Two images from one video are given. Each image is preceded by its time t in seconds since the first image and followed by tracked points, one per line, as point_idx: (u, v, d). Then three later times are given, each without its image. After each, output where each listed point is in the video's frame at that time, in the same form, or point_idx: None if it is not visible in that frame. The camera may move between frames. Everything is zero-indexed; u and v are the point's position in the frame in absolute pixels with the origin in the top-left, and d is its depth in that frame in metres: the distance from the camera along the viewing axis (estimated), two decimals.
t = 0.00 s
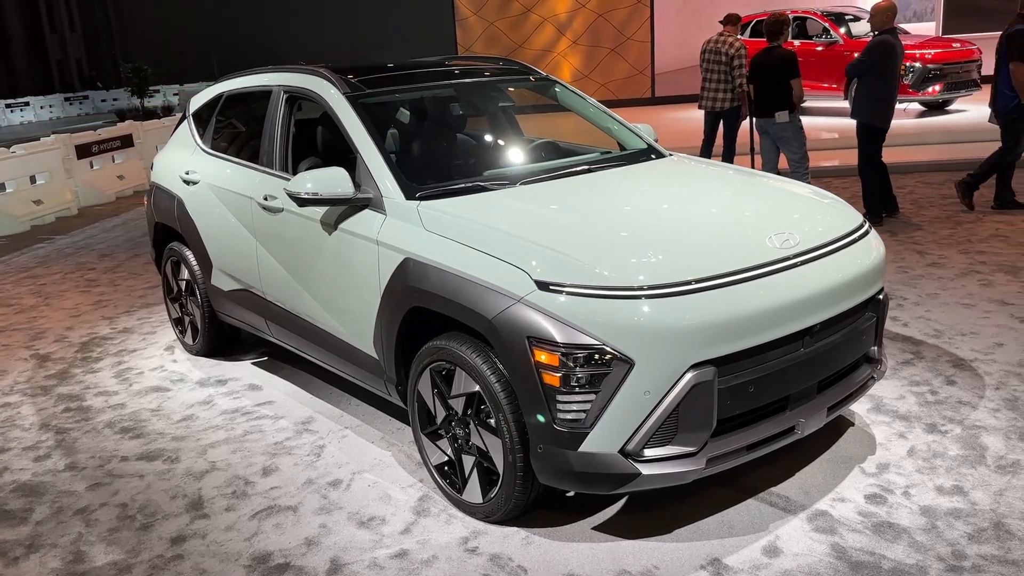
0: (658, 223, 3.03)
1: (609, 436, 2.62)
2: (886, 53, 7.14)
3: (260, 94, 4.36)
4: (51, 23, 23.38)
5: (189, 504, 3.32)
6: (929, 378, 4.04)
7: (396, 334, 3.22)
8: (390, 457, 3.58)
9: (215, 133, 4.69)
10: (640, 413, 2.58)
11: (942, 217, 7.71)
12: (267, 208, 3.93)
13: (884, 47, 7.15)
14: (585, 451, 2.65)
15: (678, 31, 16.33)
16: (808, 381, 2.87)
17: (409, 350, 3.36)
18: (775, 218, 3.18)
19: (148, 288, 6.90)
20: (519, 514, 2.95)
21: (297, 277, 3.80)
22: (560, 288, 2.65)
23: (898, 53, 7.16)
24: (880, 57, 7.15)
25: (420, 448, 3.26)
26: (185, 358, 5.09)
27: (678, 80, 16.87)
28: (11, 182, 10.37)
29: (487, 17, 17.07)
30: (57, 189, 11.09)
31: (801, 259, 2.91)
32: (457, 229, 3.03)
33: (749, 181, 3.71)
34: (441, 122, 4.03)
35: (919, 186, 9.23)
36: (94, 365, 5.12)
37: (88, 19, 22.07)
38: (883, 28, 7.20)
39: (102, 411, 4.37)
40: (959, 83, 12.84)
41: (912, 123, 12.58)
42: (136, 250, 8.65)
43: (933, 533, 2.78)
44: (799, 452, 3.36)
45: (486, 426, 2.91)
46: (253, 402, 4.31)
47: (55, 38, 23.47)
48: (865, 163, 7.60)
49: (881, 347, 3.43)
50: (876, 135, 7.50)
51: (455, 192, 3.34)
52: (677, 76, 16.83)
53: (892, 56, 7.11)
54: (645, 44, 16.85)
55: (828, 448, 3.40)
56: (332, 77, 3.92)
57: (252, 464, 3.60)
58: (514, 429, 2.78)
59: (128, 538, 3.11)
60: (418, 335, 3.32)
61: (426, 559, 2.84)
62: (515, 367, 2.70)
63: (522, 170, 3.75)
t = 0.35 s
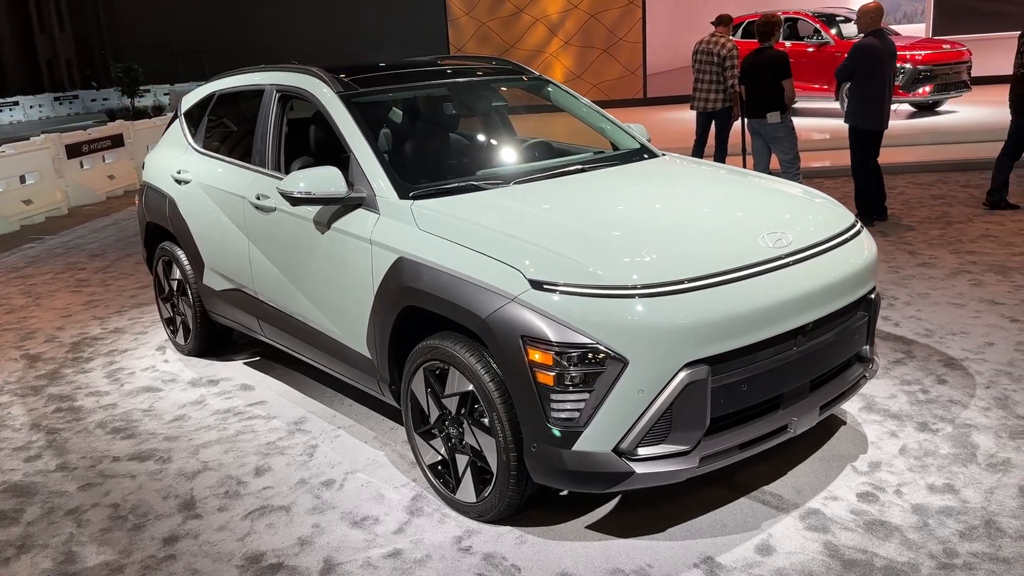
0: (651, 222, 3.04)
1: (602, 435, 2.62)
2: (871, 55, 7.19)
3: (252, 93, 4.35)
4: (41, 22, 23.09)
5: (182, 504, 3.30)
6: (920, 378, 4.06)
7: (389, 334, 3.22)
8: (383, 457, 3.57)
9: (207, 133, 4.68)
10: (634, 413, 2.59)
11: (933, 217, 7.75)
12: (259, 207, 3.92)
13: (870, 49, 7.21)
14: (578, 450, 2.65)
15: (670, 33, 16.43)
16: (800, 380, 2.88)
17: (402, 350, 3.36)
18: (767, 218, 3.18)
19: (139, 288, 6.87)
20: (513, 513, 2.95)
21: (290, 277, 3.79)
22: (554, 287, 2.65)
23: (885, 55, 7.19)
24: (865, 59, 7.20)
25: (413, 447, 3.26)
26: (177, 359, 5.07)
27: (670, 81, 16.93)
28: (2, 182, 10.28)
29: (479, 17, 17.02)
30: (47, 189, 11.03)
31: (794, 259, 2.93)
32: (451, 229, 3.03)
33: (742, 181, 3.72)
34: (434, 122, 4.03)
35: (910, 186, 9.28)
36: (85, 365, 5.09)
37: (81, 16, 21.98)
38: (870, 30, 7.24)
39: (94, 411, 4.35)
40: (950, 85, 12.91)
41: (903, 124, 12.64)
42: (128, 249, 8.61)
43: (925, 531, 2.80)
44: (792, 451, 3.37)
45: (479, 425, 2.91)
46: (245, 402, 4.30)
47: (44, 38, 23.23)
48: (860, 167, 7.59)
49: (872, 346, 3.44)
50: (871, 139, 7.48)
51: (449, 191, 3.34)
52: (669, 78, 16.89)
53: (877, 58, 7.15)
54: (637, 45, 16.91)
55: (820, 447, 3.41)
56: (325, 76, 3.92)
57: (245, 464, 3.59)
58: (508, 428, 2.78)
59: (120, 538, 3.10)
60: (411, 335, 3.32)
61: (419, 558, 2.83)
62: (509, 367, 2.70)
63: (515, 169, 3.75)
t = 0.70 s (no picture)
0: (638, 221, 3.03)
1: (589, 435, 2.61)
2: (860, 55, 7.14)
3: (240, 92, 4.33)
4: (30, 21, 23.18)
5: (168, 505, 3.29)
6: (907, 376, 4.06)
7: (376, 334, 3.20)
8: (371, 457, 3.56)
9: (195, 132, 4.65)
10: (620, 412, 2.58)
11: (924, 215, 7.77)
12: (246, 206, 3.90)
13: (859, 49, 7.15)
14: (565, 450, 2.64)
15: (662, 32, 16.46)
16: (787, 380, 2.88)
17: (389, 350, 3.35)
18: (754, 217, 3.18)
19: (127, 288, 6.83)
20: (500, 513, 2.94)
21: (277, 276, 3.77)
22: (540, 287, 2.64)
23: (875, 54, 7.11)
24: (854, 59, 7.17)
25: (401, 448, 3.24)
26: (164, 359, 5.04)
27: (661, 80, 16.95)
28: None
29: (471, 16, 17.07)
30: (36, 188, 10.97)
31: (781, 258, 2.92)
32: (437, 228, 3.01)
33: (730, 180, 3.72)
34: (422, 121, 4.01)
35: (899, 185, 9.30)
36: (72, 365, 5.06)
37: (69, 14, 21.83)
38: (861, 29, 7.16)
39: (80, 412, 4.32)
40: (939, 84, 12.95)
41: (893, 122, 12.68)
42: (116, 249, 8.56)
43: (911, 530, 2.80)
44: (780, 450, 3.37)
45: (466, 425, 2.90)
46: (233, 402, 4.28)
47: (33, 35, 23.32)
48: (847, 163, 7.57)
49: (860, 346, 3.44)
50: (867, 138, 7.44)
51: (436, 191, 3.33)
52: (661, 76, 16.93)
53: (864, 58, 7.09)
54: (629, 44, 16.94)
55: (808, 446, 3.41)
56: (313, 75, 3.90)
57: (232, 465, 3.57)
58: (494, 428, 2.77)
59: (105, 540, 3.08)
60: (398, 335, 3.31)
61: (406, 559, 2.82)
62: (495, 367, 2.69)
63: (504, 169, 3.74)
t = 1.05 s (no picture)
0: (626, 222, 3.01)
1: (576, 438, 2.60)
2: (861, 53, 7.13)
3: (228, 92, 4.30)
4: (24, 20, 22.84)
5: (155, 509, 3.26)
6: (898, 376, 4.05)
7: (364, 336, 3.18)
8: (360, 460, 3.54)
9: (183, 132, 4.62)
10: (608, 414, 2.56)
11: (917, 214, 7.77)
12: (234, 208, 3.87)
13: (859, 47, 7.14)
14: (552, 452, 2.62)
15: (655, 31, 16.44)
16: (775, 381, 2.86)
17: (377, 352, 3.33)
18: (744, 217, 3.17)
19: (119, 289, 6.80)
20: (487, 516, 2.93)
21: (264, 278, 3.75)
22: (527, 288, 2.63)
23: (875, 52, 7.09)
24: (854, 58, 7.16)
25: (389, 450, 3.23)
26: (154, 361, 5.01)
27: (655, 78, 16.94)
28: None
29: (464, 15, 17.03)
30: (28, 188, 10.96)
31: (770, 258, 2.91)
32: (425, 229, 2.99)
33: (720, 180, 3.70)
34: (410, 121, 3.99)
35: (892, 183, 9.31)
36: (61, 367, 5.03)
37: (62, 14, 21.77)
38: (862, 26, 7.13)
39: (68, 415, 4.29)
40: (932, 81, 12.96)
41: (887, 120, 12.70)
42: (108, 250, 8.53)
43: (901, 531, 2.79)
44: (769, 450, 3.36)
45: (454, 428, 2.88)
46: (222, 404, 4.25)
47: (28, 35, 22.64)
48: (846, 161, 7.55)
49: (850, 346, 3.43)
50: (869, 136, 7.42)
51: (424, 192, 3.31)
52: (655, 75, 16.92)
53: (865, 56, 7.08)
54: (622, 42, 16.87)
55: (798, 446, 3.40)
56: (301, 75, 3.88)
57: (219, 468, 3.55)
58: (482, 431, 2.76)
59: (91, 544, 3.06)
60: (386, 337, 3.29)
61: (393, 563, 2.80)
62: (482, 369, 2.67)
63: (493, 169, 3.72)
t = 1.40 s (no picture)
0: (615, 221, 3.00)
1: (565, 438, 2.58)
2: (866, 49, 7.14)
3: (217, 93, 4.28)
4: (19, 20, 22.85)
5: (144, 512, 3.25)
6: (891, 373, 4.05)
7: (353, 337, 3.17)
8: (350, 461, 3.53)
9: (173, 133, 4.61)
10: (596, 414, 2.55)
11: (911, 211, 7.77)
12: (223, 208, 3.86)
13: (865, 43, 7.15)
14: (542, 452, 2.61)
15: (650, 30, 16.42)
16: (765, 380, 2.86)
17: (367, 353, 3.31)
18: (733, 215, 3.15)
19: (111, 290, 6.78)
20: (477, 517, 2.91)
21: (254, 279, 3.73)
22: (515, 288, 2.61)
23: (880, 47, 7.11)
24: (860, 53, 7.16)
25: (378, 451, 3.21)
26: (146, 362, 4.99)
27: (650, 77, 16.92)
28: None
29: (459, 14, 17.09)
30: (22, 189, 10.93)
31: (759, 257, 2.90)
32: (413, 229, 2.98)
33: (710, 178, 3.69)
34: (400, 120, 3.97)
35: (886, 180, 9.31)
36: (52, 369, 5.01)
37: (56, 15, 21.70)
38: (867, 23, 7.15)
39: (58, 417, 4.27)
40: (927, 78, 12.96)
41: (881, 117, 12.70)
42: (101, 251, 8.50)
43: (892, 530, 2.78)
44: (760, 449, 3.35)
45: (443, 428, 2.87)
46: (213, 406, 4.24)
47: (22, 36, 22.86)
48: (845, 158, 7.56)
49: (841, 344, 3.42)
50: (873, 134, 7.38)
51: (412, 191, 3.29)
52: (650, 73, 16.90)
53: (870, 51, 7.09)
54: (617, 40, 16.88)
55: (790, 445, 3.39)
56: (289, 75, 3.86)
57: (209, 470, 3.53)
58: (471, 431, 2.74)
59: (79, 547, 3.04)
60: (375, 338, 3.27)
61: (382, 564, 2.79)
62: (470, 369, 2.66)
63: (483, 168, 3.70)
